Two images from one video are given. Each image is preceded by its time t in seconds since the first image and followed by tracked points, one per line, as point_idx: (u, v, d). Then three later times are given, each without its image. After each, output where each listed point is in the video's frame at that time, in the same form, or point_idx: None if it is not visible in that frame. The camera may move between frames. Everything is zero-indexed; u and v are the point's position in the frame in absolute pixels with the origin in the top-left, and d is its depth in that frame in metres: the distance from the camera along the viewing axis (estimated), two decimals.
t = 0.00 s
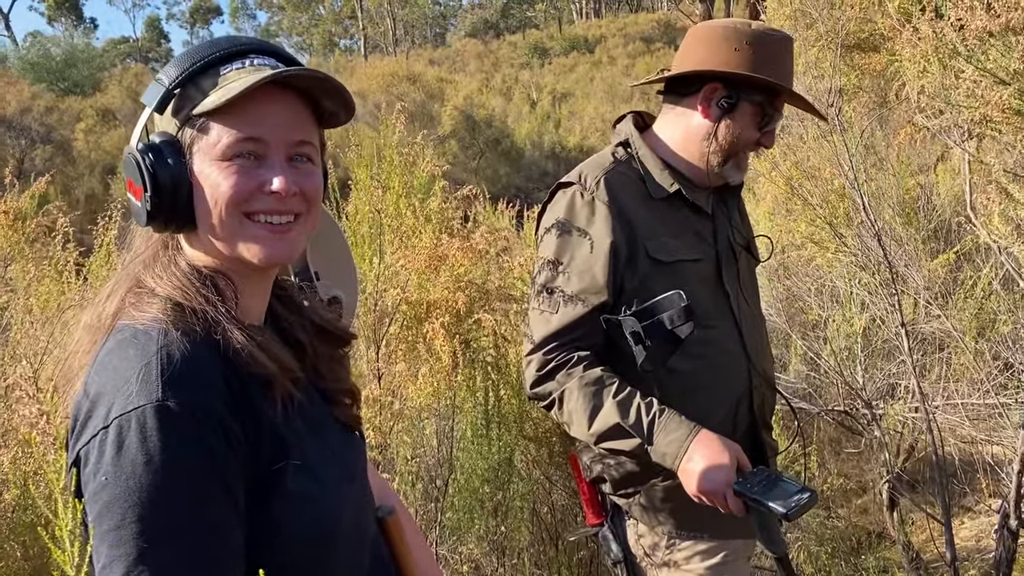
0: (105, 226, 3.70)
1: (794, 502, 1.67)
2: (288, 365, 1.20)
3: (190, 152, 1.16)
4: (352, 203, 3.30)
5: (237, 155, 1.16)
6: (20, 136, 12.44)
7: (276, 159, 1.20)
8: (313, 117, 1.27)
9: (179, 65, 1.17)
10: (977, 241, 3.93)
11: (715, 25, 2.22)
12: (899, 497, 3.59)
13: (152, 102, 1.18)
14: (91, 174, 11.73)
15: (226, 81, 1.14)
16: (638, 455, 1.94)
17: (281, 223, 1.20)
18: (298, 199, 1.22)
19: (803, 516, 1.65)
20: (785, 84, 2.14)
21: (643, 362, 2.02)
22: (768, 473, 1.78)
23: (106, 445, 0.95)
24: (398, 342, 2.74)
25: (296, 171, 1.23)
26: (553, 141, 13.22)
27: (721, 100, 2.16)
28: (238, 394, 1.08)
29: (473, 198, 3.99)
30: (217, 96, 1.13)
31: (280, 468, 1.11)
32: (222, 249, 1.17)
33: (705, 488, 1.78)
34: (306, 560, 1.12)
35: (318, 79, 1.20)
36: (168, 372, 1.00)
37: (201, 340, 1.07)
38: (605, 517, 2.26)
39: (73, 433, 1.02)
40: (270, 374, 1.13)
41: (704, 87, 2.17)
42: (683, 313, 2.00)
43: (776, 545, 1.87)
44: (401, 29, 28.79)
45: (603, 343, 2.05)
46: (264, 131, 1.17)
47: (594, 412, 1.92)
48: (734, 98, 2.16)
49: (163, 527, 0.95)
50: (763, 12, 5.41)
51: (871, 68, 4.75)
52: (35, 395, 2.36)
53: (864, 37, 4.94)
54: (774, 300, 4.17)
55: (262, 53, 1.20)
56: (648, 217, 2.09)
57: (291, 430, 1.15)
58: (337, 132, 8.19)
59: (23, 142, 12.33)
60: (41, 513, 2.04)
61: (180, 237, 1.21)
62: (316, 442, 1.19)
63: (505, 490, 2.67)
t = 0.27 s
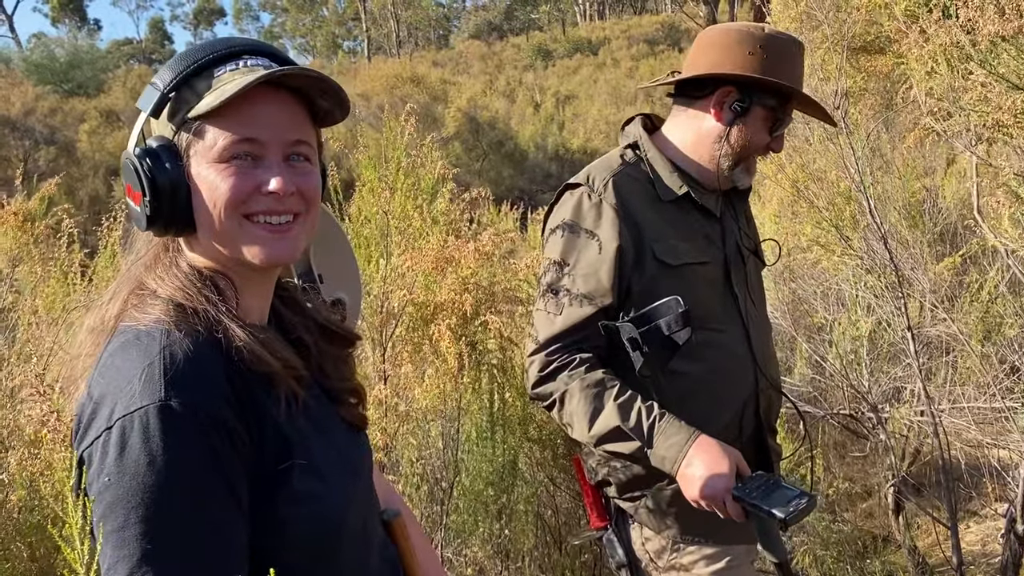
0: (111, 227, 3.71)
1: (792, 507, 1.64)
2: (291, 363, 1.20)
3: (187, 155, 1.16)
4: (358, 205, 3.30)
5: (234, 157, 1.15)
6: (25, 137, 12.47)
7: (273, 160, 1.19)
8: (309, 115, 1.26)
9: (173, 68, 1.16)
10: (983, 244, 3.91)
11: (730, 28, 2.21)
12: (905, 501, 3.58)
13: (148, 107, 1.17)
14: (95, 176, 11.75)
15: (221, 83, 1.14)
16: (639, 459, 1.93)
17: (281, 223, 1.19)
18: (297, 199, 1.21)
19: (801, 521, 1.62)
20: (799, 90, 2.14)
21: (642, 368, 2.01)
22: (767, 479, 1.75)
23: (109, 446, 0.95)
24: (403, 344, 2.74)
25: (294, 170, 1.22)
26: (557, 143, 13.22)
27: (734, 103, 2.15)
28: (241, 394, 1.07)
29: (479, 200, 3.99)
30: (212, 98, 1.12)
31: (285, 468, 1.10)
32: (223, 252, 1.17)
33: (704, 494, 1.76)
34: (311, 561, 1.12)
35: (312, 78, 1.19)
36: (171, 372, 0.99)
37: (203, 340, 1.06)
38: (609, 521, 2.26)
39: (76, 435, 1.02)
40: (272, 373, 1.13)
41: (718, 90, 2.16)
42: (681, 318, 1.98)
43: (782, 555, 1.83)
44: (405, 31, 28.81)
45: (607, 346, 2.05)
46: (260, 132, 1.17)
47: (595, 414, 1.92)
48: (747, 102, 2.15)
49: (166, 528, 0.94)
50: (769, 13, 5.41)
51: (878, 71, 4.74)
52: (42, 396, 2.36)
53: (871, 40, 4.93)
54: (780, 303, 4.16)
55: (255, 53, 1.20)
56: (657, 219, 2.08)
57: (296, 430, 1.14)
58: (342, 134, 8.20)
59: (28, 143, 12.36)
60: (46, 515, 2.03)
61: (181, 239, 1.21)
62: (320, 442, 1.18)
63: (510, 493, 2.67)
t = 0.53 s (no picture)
0: (118, 229, 3.72)
1: (800, 509, 1.65)
2: (299, 363, 1.21)
3: (194, 164, 1.17)
4: (363, 208, 3.31)
5: (241, 164, 1.16)
6: (30, 139, 12.51)
7: (280, 166, 1.20)
8: (311, 119, 1.27)
9: (176, 76, 1.17)
10: (987, 249, 3.92)
11: (746, 35, 2.21)
12: (909, 505, 3.58)
13: (152, 116, 1.18)
14: (100, 178, 11.79)
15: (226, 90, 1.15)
16: (647, 460, 1.93)
17: (289, 228, 1.21)
18: (303, 203, 1.23)
19: (810, 523, 1.63)
20: (813, 100, 2.15)
21: (649, 369, 2.03)
22: (775, 482, 1.77)
23: (122, 447, 0.96)
24: (409, 347, 2.75)
25: (299, 175, 1.23)
26: (561, 147, 13.25)
27: (749, 111, 2.15)
28: (251, 395, 1.08)
29: (484, 203, 4.00)
30: (218, 106, 1.13)
31: (295, 469, 1.11)
32: (233, 257, 1.18)
33: (712, 496, 1.77)
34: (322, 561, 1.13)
35: (315, 83, 1.21)
36: (182, 374, 1.00)
37: (213, 343, 1.08)
38: (613, 524, 2.28)
39: (89, 437, 1.03)
40: (281, 373, 1.14)
41: (733, 97, 2.16)
42: (689, 321, 2.01)
43: (789, 559, 1.85)
44: (409, 34, 28.87)
45: (616, 348, 2.06)
46: (265, 138, 1.18)
47: (604, 415, 1.93)
48: (761, 110, 2.16)
49: (178, 528, 0.96)
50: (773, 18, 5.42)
51: (882, 75, 4.75)
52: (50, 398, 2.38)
53: (874, 44, 4.94)
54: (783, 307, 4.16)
55: (257, 60, 1.21)
56: (668, 222, 2.09)
57: (305, 430, 1.15)
58: (347, 137, 8.24)
59: (33, 145, 12.39)
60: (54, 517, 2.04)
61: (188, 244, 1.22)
62: (330, 442, 1.19)
63: (514, 496, 2.67)
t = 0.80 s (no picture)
0: (124, 231, 3.73)
1: (812, 511, 1.64)
2: (308, 363, 1.21)
3: (207, 167, 1.17)
4: (369, 210, 3.32)
5: (254, 168, 1.16)
6: (35, 141, 12.55)
7: (292, 170, 1.20)
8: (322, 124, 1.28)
9: (189, 79, 1.17)
10: (992, 252, 3.91)
11: (757, 40, 2.21)
12: (913, 509, 3.58)
13: (165, 119, 1.18)
14: (105, 180, 11.82)
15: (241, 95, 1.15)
16: (657, 464, 1.93)
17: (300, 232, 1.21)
18: (315, 208, 1.23)
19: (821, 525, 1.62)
20: (823, 105, 2.15)
21: (662, 370, 2.02)
22: (787, 484, 1.76)
23: (129, 446, 0.97)
24: (414, 349, 2.76)
25: (311, 179, 1.24)
26: (564, 150, 13.25)
27: (759, 115, 2.15)
28: (259, 394, 1.08)
29: (489, 206, 4.01)
30: (233, 110, 1.13)
31: (302, 468, 1.11)
32: (242, 260, 1.18)
33: (722, 498, 1.77)
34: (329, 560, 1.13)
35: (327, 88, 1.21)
36: (190, 373, 1.01)
37: (221, 343, 1.08)
38: (622, 527, 2.25)
39: (96, 436, 1.04)
40: (287, 373, 1.14)
41: (743, 101, 2.16)
42: (702, 322, 2.01)
43: (798, 562, 1.83)
44: (412, 37, 28.93)
45: (625, 351, 2.05)
46: (279, 142, 1.18)
47: (613, 418, 1.93)
48: (771, 114, 2.15)
49: (185, 526, 0.96)
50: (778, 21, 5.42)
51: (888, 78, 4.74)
52: (57, 399, 2.38)
53: (880, 47, 4.94)
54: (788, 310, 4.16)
55: (268, 64, 1.22)
56: (677, 226, 2.10)
57: (313, 429, 1.15)
58: (351, 140, 8.25)
59: (38, 147, 12.43)
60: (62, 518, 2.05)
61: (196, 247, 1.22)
62: (338, 442, 1.19)
63: (520, 498, 2.69)
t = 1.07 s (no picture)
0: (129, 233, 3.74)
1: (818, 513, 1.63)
2: (315, 361, 1.21)
3: (217, 169, 1.16)
4: (375, 213, 3.33)
5: (266, 171, 1.17)
6: (39, 144, 12.57)
7: (303, 174, 1.20)
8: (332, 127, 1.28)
9: (201, 81, 1.17)
10: (996, 255, 3.91)
11: (766, 43, 2.21)
12: (917, 512, 3.58)
13: (176, 119, 1.18)
14: (109, 183, 11.85)
15: (255, 98, 1.15)
16: (663, 465, 1.93)
17: (308, 237, 1.22)
18: (324, 213, 1.23)
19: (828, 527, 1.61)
20: (832, 108, 2.15)
21: (668, 373, 2.02)
22: (793, 486, 1.75)
23: (134, 443, 0.97)
24: (419, 352, 2.76)
25: (321, 183, 1.24)
26: (567, 153, 13.25)
27: (767, 118, 2.15)
28: (265, 393, 1.09)
29: (494, 208, 4.01)
30: (247, 113, 1.13)
31: (307, 466, 1.11)
32: (252, 263, 1.19)
33: (728, 499, 1.77)
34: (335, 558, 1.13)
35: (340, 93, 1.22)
36: (195, 371, 1.01)
37: (227, 341, 1.08)
38: (631, 529, 2.27)
39: (100, 435, 1.04)
40: (294, 371, 1.14)
41: (751, 104, 2.16)
42: (709, 323, 2.00)
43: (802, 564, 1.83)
44: (415, 40, 28.98)
45: (632, 353, 2.06)
46: (291, 146, 1.18)
47: (619, 419, 1.93)
48: (780, 117, 2.15)
49: (190, 524, 0.96)
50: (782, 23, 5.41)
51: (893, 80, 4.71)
52: (62, 401, 2.39)
53: (884, 49, 4.93)
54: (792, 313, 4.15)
55: (279, 67, 1.22)
56: (686, 228, 2.10)
57: (319, 428, 1.15)
58: (355, 143, 8.27)
59: (42, 149, 12.45)
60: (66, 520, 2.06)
61: (201, 248, 1.22)
62: (344, 440, 1.19)
63: (527, 500, 2.69)
